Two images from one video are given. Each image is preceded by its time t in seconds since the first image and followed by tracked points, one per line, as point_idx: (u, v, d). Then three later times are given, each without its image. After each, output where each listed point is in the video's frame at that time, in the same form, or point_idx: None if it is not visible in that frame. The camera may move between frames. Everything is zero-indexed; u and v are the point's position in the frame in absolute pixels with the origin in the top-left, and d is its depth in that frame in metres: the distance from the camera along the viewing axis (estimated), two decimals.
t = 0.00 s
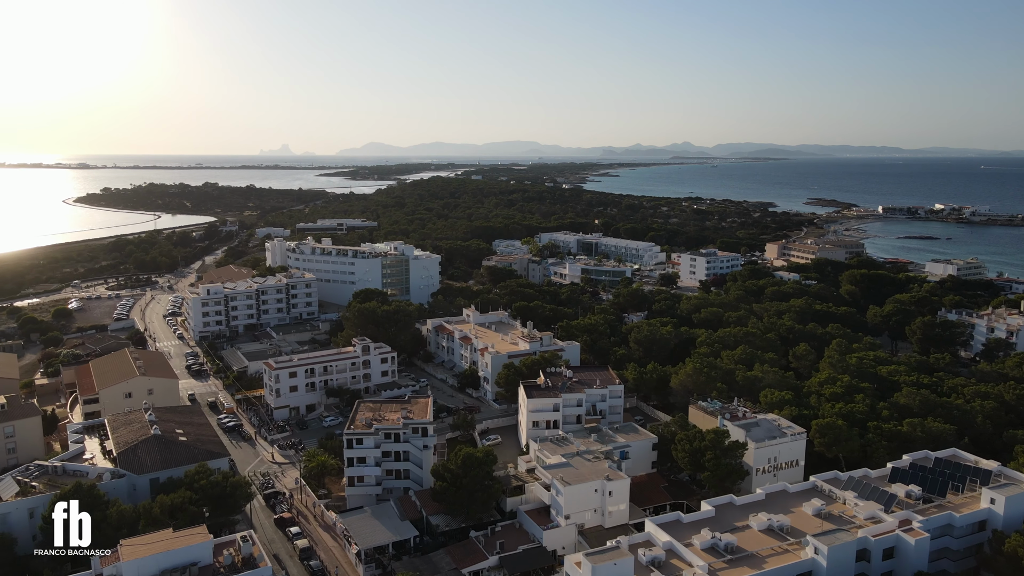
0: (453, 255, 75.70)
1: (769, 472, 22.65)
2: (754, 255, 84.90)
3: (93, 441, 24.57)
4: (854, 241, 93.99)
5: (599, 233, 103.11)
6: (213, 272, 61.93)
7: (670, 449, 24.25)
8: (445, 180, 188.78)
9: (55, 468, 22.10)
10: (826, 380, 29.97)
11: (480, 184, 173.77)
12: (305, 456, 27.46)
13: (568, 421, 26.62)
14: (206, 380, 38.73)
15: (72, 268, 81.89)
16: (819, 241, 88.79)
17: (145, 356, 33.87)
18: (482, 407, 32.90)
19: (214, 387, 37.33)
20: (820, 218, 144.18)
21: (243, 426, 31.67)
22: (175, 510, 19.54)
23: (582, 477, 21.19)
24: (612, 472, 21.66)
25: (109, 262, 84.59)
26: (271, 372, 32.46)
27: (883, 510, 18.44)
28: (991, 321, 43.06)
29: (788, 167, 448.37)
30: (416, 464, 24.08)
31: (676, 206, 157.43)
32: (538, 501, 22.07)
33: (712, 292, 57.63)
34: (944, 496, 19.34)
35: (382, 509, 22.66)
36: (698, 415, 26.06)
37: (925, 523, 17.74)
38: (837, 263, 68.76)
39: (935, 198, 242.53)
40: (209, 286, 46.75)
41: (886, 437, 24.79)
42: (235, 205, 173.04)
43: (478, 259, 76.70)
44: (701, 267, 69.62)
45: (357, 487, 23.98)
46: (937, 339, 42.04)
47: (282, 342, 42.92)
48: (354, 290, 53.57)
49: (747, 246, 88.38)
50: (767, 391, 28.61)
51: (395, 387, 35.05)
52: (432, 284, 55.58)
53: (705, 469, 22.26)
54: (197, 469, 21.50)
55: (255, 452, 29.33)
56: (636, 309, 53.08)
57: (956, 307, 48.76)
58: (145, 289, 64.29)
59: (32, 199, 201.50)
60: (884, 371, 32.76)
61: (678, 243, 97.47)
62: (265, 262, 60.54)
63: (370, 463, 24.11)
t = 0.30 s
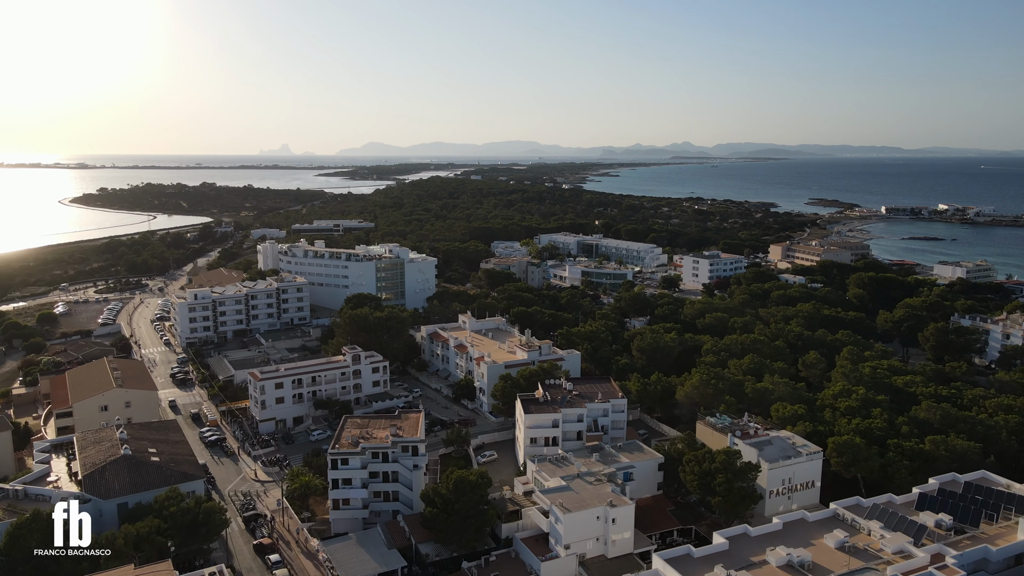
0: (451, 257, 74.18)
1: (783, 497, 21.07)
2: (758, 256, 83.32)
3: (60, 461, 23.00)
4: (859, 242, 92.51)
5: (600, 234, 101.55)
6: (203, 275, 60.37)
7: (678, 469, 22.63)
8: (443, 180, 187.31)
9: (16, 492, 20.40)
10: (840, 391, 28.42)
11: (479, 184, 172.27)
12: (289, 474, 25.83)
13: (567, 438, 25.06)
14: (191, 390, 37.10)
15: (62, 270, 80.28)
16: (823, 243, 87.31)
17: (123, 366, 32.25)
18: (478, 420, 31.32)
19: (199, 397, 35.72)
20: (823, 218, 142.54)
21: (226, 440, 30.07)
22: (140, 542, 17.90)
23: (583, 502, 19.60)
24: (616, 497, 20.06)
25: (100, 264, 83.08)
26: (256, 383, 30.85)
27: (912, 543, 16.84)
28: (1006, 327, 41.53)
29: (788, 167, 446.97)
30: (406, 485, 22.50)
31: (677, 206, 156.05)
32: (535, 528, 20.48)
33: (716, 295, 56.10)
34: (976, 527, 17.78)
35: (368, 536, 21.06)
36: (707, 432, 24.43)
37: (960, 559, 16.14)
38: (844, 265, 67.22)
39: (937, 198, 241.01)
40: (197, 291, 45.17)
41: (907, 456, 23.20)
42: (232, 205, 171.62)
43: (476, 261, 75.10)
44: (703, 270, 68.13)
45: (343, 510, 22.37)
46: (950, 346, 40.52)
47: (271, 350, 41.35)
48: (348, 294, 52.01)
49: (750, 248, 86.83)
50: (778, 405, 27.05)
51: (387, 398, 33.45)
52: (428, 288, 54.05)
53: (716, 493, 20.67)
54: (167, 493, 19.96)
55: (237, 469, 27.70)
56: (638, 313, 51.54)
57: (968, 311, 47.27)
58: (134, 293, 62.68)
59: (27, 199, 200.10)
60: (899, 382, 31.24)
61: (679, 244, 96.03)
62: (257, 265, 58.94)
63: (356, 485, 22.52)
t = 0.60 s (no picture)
0: (448, 259, 72.64)
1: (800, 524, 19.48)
2: (761, 258, 81.73)
3: (22, 484, 21.37)
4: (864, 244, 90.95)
5: (600, 236, 99.97)
6: (194, 278, 58.83)
7: (685, 493, 21.07)
8: (442, 180, 185.81)
9: None
10: (856, 405, 26.86)
11: (478, 184, 170.70)
12: (270, 495, 24.19)
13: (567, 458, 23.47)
14: (174, 401, 35.49)
15: (52, 273, 78.59)
16: (828, 245, 85.80)
17: (100, 378, 30.66)
18: (473, 434, 29.71)
19: (182, 409, 34.11)
20: (826, 219, 140.88)
21: (207, 456, 28.45)
22: None
23: (585, 533, 18.00)
24: (620, 526, 18.46)
25: (91, 266, 81.51)
26: (239, 396, 29.25)
27: None
28: None
29: (789, 167, 445.34)
30: (394, 510, 20.94)
31: (678, 206, 154.57)
32: (532, 559, 18.89)
33: (720, 300, 54.56)
34: (1015, 562, 16.11)
35: (353, 567, 19.49)
36: (716, 451, 22.87)
37: None
38: (850, 267, 65.66)
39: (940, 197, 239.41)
40: (183, 296, 43.60)
41: (932, 478, 21.65)
42: (228, 206, 170.18)
43: (474, 263, 73.50)
44: (707, 272, 66.58)
45: (326, 538, 20.76)
46: (966, 353, 38.96)
47: (259, 357, 39.77)
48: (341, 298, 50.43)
49: (754, 249, 85.25)
50: (791, 420, 25.48)
51: (378, 410, 31.86)
52: (424, 292, 52.48)
53: (728, 522, 19.07)
54: (133, 522, 18.40)
55: (217, 488, 26.08)
56: (640, 318, 49.93)
57: (981, 317, 45.72)
58: (123, 297, 61.04)
59: (23, 199, 198.72)
60: (916, 393, 29.67)
61: (681, 246, 94.50)
62: (248, 269, 57.35)
63: (341, 510, 20.90)
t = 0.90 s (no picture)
0: (446, 261, 71.11)
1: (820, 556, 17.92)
2: (765, 260, 80.22)
3: None
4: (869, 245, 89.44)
5: (601, 237, 98.39)
6: (184, 281, 57.28)
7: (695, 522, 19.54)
8: (441, 180, 184.27)
9: None
10: (874, 419, 25.35)
11: (477, 184, 169.25)
12: (249, 519, 22.59)
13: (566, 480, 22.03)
14: (156, 412, 33.93)
15: (42, 275, 76.97)
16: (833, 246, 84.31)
17: (74, 390, 29.05)
18: (467, 450, 28.14)
19: (163, 421, 32.54)
20: (828, 219, 139.47)
21: (187, 472, 26.88)
22: None
23: (587, 569, 16.37)
24: (625, 561, 16.83)
25: (82, 268, 79.95)
26: (220, 410, 27.65)
27: None
28: None
29: (790, 166, 443.90)
30: (380, 539, 19.42)
31: (678, 206, 153.26)
32: None
33: (724, 304, 53.08)
34: None
35: None
36: (727, 473, 21.26)
37: None
38: (857, 270, 64.17)
39: (943, 197, 237.87)
40: (169, 301, 42.02)
41: (961, 502, 20.12)
42: (225, 206, 168.75)
43: (472, 265, 71.96)
44: (710, 275, 65.04)
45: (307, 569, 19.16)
46: (982, 361, 37.42)
47: (247, 365, 38.22)
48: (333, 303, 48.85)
49: (758, 251, 83.71)
50: (806, 437, 23.94)
51: (368, 424, 30.29)
52: (420, 296, 50.97)
53: (743, 556, 17.46)
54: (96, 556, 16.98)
55: (195, 509, 24.48)
56: (643, 323, 48.42)
57: (995, 322, 44.24)
58: (112, 301, 59.43)
59: (19, 199, 197.36)
60: (936, 406, 28.14)
61: (683, 247, 93.01)
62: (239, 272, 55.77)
63: (323, 539, 19.29)
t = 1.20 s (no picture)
0: (443, 264, 69.60)
1: None
2: (770, 262, 78.69)
3: None
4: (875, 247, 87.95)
5: (602, 238, 96.88)
6: (173, 285, 55.71)
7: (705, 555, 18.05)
8: (440, 180, 182.73)
9: None
10: (894, 435, 23.87)
11: (477, 184, 167.93)
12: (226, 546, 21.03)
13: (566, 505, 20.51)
14: (136, 425, 32.37)
15: (32, 277, 75.42)
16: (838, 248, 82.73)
17: (45, 404, 27.39)
18: (462, 467, 26.62)
19: (144, 434, 30.99)
20: (831, 220, 138.07)
21: (164, 492, 25.31)
22: None
23: None
24: None
25: (72, 270, 78.38)
26: (200, 425, 26.10)
27: None
28: None
29: (791, 166, 442.23)
30: (364, 572, 17.91)
31: (680, 207, 151.80)
32: None
33: (729, 309, 51.59)
34: None
35: None
36: (741, 498, 19.69)
37: None
38: (864, 273, 62.72)
39: (945, 196, 236.26)
40: (154, 306, 40.43)
41: (993, 531, 18.59)
42: (223, 207, 167.24)
43: (471, 268, 70.42)
44: (714, 278, 63.44)
45: None
46: (1000, 371, 35.91)
47: (234, 374, 36.68)
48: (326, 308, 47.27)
49: (761, 253, 82.19)
50: (822, 457, 22.42)
51: (358, 438, 28.74)
52: (415, 301, 49.45)
53: None
54: None
55: (171, 532, 22.95)
56: (646, 329, 46.85)
57: (1010, 328, 42.76)
58: (100, 305, 57.86)
59: (15, 199, 195.81)
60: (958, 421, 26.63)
61: (685, 248, 91.51)
62: (230, 276, 54.21)
63: (302, 573, 17.76)
